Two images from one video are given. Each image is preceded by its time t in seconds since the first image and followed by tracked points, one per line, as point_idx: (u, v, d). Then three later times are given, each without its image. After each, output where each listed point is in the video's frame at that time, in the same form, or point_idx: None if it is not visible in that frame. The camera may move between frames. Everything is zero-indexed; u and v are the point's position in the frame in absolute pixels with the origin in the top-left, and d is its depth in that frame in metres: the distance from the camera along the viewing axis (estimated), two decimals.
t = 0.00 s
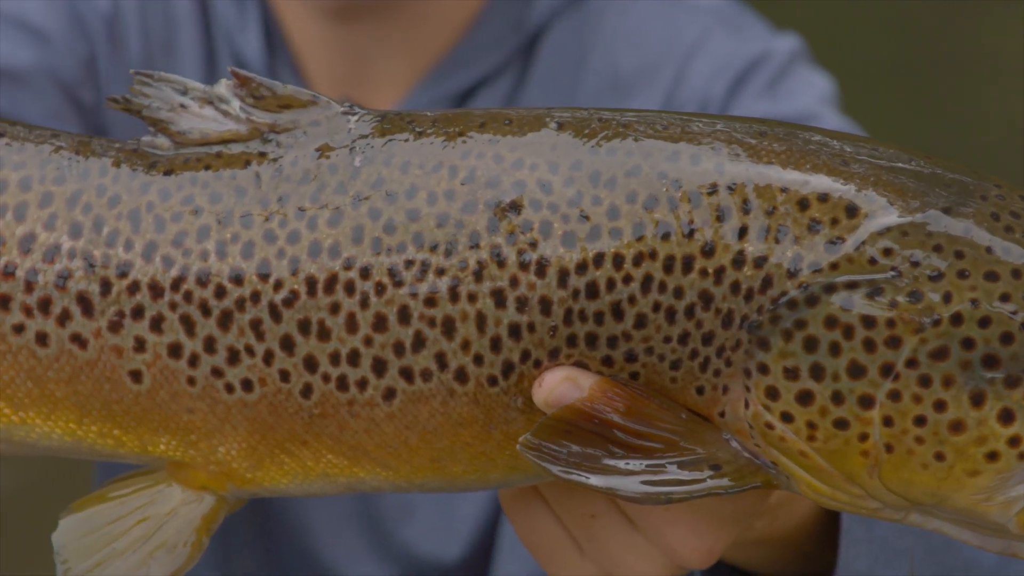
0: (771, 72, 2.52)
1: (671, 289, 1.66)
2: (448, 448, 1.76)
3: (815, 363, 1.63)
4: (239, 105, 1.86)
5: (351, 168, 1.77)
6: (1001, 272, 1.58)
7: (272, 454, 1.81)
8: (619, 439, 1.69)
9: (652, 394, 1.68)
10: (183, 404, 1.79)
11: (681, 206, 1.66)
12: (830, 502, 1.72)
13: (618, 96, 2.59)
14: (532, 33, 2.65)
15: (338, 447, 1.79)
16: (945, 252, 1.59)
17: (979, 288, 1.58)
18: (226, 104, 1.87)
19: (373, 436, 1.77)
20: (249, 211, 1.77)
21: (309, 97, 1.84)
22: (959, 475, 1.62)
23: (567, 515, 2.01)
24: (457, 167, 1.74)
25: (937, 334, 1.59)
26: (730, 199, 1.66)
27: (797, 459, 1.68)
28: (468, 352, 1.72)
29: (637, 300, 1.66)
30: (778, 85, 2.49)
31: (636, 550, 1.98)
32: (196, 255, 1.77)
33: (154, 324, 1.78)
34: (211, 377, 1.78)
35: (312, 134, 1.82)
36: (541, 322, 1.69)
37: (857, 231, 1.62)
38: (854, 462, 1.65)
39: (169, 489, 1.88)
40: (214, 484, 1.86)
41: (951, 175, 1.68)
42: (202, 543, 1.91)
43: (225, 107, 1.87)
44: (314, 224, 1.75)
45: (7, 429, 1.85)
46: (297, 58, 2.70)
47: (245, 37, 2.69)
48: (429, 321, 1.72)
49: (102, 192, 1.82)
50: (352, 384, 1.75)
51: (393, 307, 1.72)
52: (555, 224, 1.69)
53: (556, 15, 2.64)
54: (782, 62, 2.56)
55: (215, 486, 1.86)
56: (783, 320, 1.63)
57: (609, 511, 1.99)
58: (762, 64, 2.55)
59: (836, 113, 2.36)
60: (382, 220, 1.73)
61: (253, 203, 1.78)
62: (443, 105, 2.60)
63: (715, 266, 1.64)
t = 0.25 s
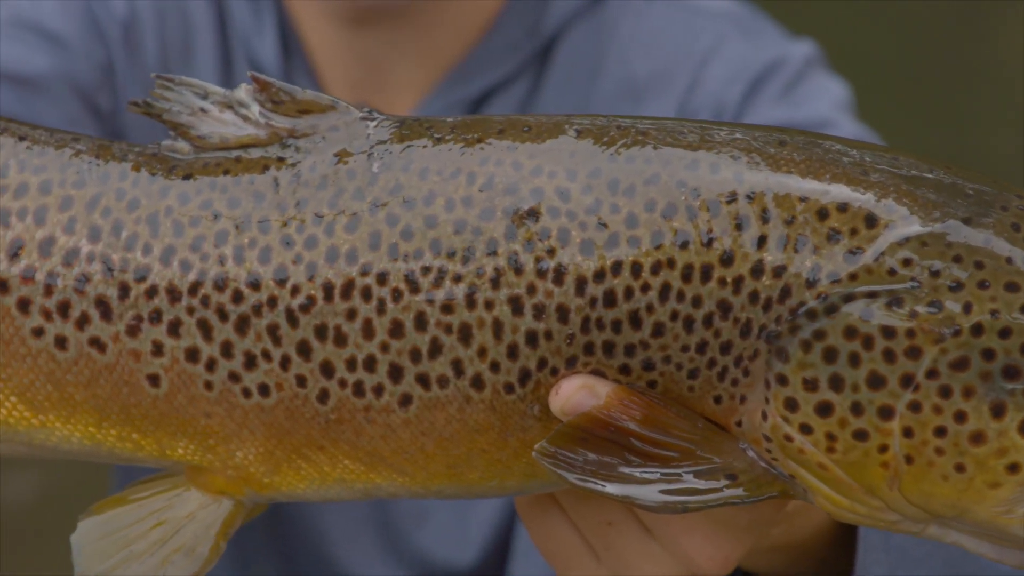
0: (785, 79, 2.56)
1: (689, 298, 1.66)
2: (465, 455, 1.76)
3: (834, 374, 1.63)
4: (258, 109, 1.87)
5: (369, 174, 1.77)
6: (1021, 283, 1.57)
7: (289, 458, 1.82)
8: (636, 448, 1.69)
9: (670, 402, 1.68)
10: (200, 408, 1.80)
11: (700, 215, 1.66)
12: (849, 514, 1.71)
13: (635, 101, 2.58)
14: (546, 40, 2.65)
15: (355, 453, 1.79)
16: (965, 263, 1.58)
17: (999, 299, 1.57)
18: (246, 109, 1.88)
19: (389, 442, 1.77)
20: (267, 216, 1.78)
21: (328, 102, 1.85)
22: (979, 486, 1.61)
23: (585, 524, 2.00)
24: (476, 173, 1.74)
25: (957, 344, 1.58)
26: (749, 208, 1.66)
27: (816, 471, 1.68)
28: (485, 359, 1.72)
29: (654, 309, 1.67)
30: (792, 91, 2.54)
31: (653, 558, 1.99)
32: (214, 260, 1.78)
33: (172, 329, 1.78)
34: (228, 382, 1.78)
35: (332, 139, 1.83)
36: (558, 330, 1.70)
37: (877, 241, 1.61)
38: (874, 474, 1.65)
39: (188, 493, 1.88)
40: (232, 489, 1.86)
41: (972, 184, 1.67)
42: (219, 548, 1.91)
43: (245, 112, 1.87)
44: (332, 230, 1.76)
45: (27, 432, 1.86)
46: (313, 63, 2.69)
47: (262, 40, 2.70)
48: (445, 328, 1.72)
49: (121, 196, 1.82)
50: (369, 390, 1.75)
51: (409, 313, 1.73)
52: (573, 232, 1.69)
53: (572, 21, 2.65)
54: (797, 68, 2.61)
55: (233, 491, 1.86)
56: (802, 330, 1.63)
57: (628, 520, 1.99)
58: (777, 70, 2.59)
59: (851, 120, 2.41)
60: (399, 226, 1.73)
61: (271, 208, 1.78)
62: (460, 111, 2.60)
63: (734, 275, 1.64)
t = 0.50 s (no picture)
0: (803, 83, 2.57)
1: (709, 307, 1.67)
2: (485, 462, 1.77)
3: (856, 385, 1.64)
4: (279, 116, 1.88)
5: (389, 181, 1.79)
6: None
7: (310, 466, 1.83)
8: (655, 455, 1.71)
9: (689, 409, 1.70)
10: (221, 415, 1.81)
11: (721, 223, 1.68)
12: (870, 527, 1.72)
13: (651, 105, 2.61)
14: (563, 43, 2.66)
15: (376, 460, 1.81)
16: (987, 272, 1.61)
17: (1021, 308, 1.59)
18: (267, 116, 1.89)
19: (410, 450, 1.79)
20: (287, 223, 1.79)
21: (348, 108, 1.86)
22: (1002, 497, 1.63)
23: (604, 531, 2.02)
24: (495, 181, 1.76)
25: (979, 353, 1.60)
26: (771, 217, 1.68)
27: (838, 483, 1.69)
28: (504, 366, 1.73)
29: (674, 317, 1.68)
30: (811, 95, 2.54)
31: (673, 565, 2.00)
32: (234, 267, 1.79)
33: (193, 336, 1.80)
34: (249, 389, 1.80)
35: (352, 146, 1.84)
36: (578, 338, 1.71)
37: (898, 251, 1.63)
38: (897, 485, 1.66)
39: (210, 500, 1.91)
40: (254, 497, 1.87)
41: (992, 193, 1.68)
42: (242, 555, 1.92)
43: (265, 119, 1.89)
44: (352, 237, 1.77)
45: (50, 440, 1.87)
46: (332, 67, 2.71)
47: (280, 42, 2.73)
48: (465, 335, 1.73)
49: (142, 204, 1.83)
50: (389, 398, 1.77)
51: (429, 320, 1.74)
52: (593, 240, 1.71)
53: (590, 25, 2.66)
54: (816, 71, 2.61)
55: (256, 498, 1.87)
56: (824, 340, 1.65)
57: (646, 525, 1.99)
58: (796, 74, 2.59)
59: (870, 125, 2.44)
60: (419, 233, 1.75)
61: (291, 215, 1.80)
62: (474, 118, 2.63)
63: (754, 284, 1.66)
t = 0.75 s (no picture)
0: (824, 84, 2.57)
1: (728, 313, 1.68)
2: (505, 468, 1.78)
3: (876, 394, 1.64)
4: (299, 122, 1.89)
5: (409, 186, 1.79)
6: None
7: (332, 471, 1.84)
8: (674, 461, 1.72)
9: (709, 415, 1.71)
10: (242, 421, 1.82)
11: (740, 229, 1.69)
12: (892, 538, 1.72)
13: (671, 106, 2.61)
14: (585, 44, 2.68)
15: (396, 466, 1.81)
16: (1008, 278, 1.60)
17: None
18: (287, 122, 1.90)
19: (430, 456, 1.79)
20: (308, 229, 1.80)
21: (369, 114, 1.87)
22: None
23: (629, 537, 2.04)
24: (515, 186, 1.76)
25: (1000, 359, 1.58)
26: (789, 222, 1.68)
27: (859, 493, 1.69)
28: (524, 372, 1.74)
29: (693, 323, 1.69)
30: (830, 97, 2.54)
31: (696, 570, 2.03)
32: (255, 273, 1.80)
33: (214, 342, 1.81)
34: (270, 395, 1.80)
35: (372, 151, 1.85)
36: (597, 344, 1.72)
37: (917, 257, 1.63)
38: (919, 494, 1.66)
39: (233, 506, 1.91)
40: (276, 502, 1.89)
41: (1014, 199, 1.68)
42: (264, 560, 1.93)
43: (285, 124, 1.89)
44: (372, 242, 1.78)
45: (72, 445, 1.88)
46: (352, 67, 2.70)
47: (301, 43, 2.74)
48: (485, 341, 1.74)
49: (163, 210, 1.84)
50: (409, 404, 1.77)
51: (449, 326, 1.75)
52: (612, 246, 1.71)
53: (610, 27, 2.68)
54: (836, 72, 2.61)
55: (276, 503, 1.89)
56: (843, 349, 1.65)
57: (670, 534, 2.01)
58: (815, 76, 2.59)
59: (890, 125, 2.42)
60: (439, 239, 1.76)
61: (311, 221, 1.80)
62: (491, 121, 2.64)
63: (773, 289, 1.67)
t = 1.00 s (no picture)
0: (843, 86, 2.56)
1: (744, 318, 1.68)
2: (523, 473, 1.79)
3: (892, 402, 1.64)
4: (319, 127, 1.90)
5: (428, 191, 1.80)
6: None
7: (351, 477, 1.85)
8: (691, 466, 1.73)
9: (727, 421, 1.72)
10: (261, 426, 1.83)
11: (756, 233, 1.69)
12: (910, 548, 1.72)
13: (689, 106, 2.60)
14: (603, 44, 2.68)
15: (415, 471, 1.82)
16: None
17: None
18: (307, 127, 1.91)
19: (449, 461, 1.80)
20: (327, 234, 1.81)
21: (388, 119, 1.88)
22: None
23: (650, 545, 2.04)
24: (533, 191, 1.77)
25: (1018, 366, 1.59)
26: (807, 226, 1.68)
27: (876, 502, 1.69)
28: (541, 377, 1.75)
29: (710, 328, 1.69)
30: (849, 99, 2.54)
31: None
32: (275, 277, 1.81)
33: (233, 347, 1.82)
34: (289, 400, 1.81)
35: (391, 156, 1.85)
36: (614, 349, 1.72)
37: (934, 262, 1.63)
38: (937, 503, 1.67)
39: (251, 512, 1.93)
40: (295, 507, 1.90)
41: None
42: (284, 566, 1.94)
43: (306, 130, 1.90)
44: (390, 246, 1.79)
45: (93, 450, 1.90)
46: (371, 66, 2.72)
47: (322, 43, 2.76)
48: (502, 345, 1.75)
49: (183, 215, 1.85)
50: (427, 409, 1.78)
51: (467, 331, 1.75)
52: (629, 250, 1.72)
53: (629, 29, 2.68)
54: (854, 75, 2.60)
55: (296, 509, 1.90)
56: (858, 357, 1.65)
57: (692, 539, 2.01)
58: (833, 78, 2.58)
59: (910, 129, 2.43)
60: (457, 243, 1.76)
61: (330, 225, 1.81)
62: (510, 120, 2.64)
63: (790, 294, 1.67)
